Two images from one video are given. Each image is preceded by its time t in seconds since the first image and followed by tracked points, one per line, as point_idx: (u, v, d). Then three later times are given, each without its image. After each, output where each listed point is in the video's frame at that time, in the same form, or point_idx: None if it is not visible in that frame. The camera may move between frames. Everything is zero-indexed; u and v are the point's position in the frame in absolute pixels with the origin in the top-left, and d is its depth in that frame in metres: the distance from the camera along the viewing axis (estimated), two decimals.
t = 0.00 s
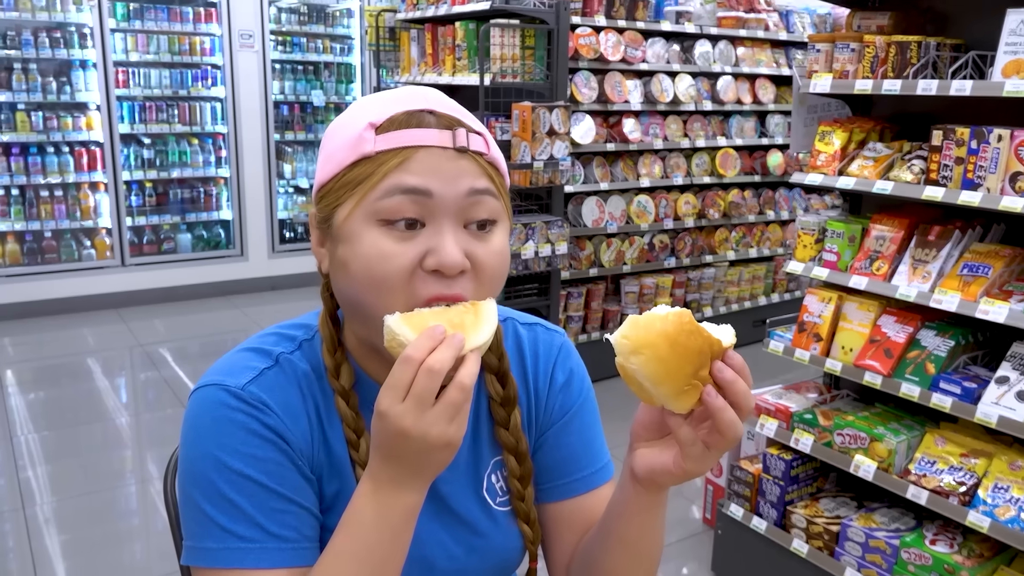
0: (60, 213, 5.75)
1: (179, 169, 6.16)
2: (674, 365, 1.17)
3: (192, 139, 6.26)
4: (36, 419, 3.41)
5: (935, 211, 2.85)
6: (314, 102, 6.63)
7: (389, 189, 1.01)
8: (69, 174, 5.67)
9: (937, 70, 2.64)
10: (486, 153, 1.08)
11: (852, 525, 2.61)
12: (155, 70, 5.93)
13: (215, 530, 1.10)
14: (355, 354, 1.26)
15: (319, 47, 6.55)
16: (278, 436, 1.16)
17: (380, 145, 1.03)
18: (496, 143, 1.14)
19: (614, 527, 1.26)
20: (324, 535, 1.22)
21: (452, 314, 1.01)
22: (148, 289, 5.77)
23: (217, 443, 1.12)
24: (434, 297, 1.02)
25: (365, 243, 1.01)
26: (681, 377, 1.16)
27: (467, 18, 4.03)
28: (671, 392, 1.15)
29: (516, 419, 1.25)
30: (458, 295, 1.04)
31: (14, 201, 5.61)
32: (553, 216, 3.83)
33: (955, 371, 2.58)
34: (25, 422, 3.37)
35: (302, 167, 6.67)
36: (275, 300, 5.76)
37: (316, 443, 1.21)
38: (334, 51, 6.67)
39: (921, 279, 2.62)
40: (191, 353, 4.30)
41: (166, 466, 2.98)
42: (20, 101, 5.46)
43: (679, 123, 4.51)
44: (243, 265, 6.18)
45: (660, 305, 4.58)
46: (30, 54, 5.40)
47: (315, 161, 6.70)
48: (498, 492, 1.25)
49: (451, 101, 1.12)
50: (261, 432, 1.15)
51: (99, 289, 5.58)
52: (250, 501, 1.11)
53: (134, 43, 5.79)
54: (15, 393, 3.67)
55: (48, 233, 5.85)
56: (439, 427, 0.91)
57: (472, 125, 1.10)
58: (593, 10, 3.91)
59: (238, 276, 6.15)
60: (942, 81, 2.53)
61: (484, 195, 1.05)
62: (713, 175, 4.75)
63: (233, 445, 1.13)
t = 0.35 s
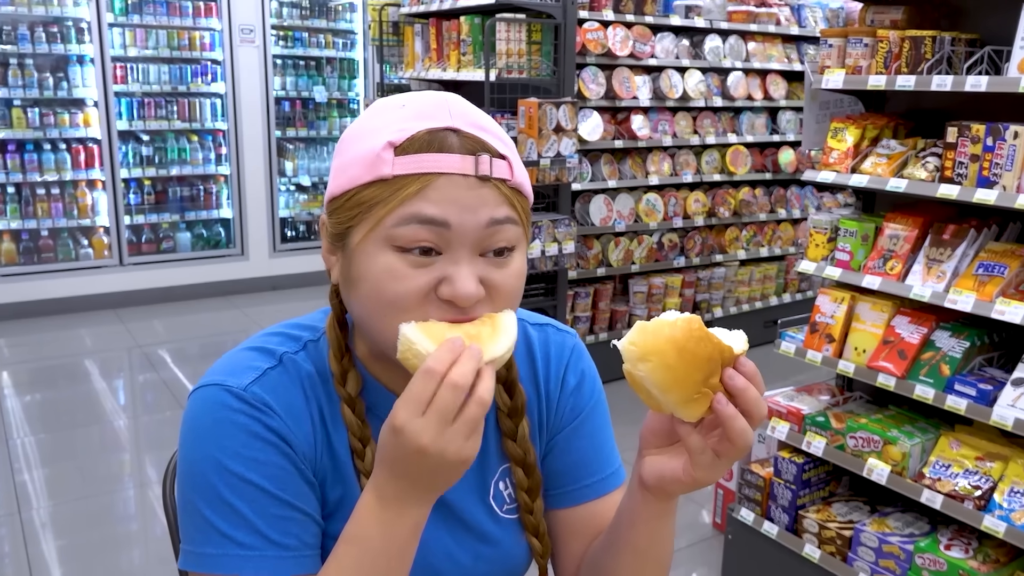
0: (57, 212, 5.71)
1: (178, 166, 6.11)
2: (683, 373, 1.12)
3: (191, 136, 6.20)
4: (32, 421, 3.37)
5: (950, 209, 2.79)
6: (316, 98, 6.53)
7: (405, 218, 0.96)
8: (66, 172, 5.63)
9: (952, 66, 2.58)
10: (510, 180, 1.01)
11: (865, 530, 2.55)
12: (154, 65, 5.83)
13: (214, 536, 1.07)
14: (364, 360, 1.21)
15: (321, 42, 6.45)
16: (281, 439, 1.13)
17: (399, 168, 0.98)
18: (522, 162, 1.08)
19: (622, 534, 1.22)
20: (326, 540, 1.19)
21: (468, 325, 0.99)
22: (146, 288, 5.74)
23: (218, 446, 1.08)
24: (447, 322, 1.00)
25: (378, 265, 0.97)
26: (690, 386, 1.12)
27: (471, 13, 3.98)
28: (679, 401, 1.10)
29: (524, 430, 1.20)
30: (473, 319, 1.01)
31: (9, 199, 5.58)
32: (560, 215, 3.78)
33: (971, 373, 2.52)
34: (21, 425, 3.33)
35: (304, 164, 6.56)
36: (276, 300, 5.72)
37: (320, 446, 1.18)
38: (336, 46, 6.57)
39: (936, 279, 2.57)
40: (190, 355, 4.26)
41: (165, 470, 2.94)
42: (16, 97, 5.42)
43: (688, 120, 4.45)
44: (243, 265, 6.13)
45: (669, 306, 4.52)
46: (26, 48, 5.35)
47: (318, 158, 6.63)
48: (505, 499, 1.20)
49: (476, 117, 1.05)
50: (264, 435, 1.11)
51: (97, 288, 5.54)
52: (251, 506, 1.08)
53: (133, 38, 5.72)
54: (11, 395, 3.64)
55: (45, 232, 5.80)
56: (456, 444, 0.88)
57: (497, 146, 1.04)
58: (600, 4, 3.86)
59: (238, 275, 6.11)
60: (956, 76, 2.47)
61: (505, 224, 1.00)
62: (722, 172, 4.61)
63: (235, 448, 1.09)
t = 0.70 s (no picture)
0: (53, 210, 5.66)
1: (177, 163, 6.06)
2: (721, 375, 1.13)
3: (191, 133, 6.16)
4: (28, 424, 3.34)
5: (963, 207, 2.74)
6: (317, 94, 6.46)
7: (399, 201, 0.94)
8: (63, 169, 5.59)
9: (965, 62, 2.53)
10: (505, 162, 0.99)
11: (876, 534, 2.50)
12: (153, 61, 5.81)
13: (214, 543, 1.05)
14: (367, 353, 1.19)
15: (322, 37, 6.38)
16: (281, 444, 1.10)
17: (393, 151, 0.96)
18: (520, 148, 1.05)
19: (639, 537, 1.21)
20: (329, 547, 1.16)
21: (545, 424, 1.00)
22: (145, 288, 5.69)
23: (217, 452, 1.06)
24: (447, 315, 0.95)
25: (375, 252, 0.95)
26: (727, 389, 1.12)
27: (476, 7, 3.92)
28: (717, 403, 1.11)
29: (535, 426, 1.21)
30: (473, 313, 0.95)
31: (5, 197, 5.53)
32: (566, 213, 3.74)
33: (985, 374, 2.47)
34: (17, 427, 3.30)
35: (305, 161, 6.51)
36: (278, 300, 5.68)
37: (323, 451, 1.14)
38: (338, 41, 6.50)
39: (949, 279, 2.52)
40: (189, 356, 4.23)
41: (164, 473, 2.91)
42: (12, 94, 5.37)
43: (697, 116, 4.42)
44: (244, 264, 6.08)
45: (677, 306, 4.48)
46: (22, 44, 5.30)
47: (319, 155, 6.58)
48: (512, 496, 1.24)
49: (472, 101, 1.03)
50: (263, 440, 1.08)
51: (95, 288, 5.50)
52: (250, 514, 1.06)
53: (131, 33, 5.66)
54: (7, 397, 3.61)
55: (41, 230, 5.74)
56: (494, 555, 0.92)
57: (493, 129, 1.01)
58: None
59: (238, 275, 6.06)
60: (970, 72, 2.42)
61: (501, 207, 0.98)
62: (732, 170, 4.57)
63: (233, 454, 1.06)
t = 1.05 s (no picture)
0: (50, 209, 5.60)
1: (176, 161, 6.00)
2: (730, 373, 1.10)
3: (189, 130, 6.09)
4: (25, 427, 3.31)
5: (978, 205, 2.68)
6: (319, 91, 6.39)
7: (400, 193, 0.91)
8: (60, 167, 5.53)
9: (981, 57, 2.47)
10: (509, 155, 0.96)
11: (889, 539, 2.45)
12: (152, 57, 5.75)
13: (214, 549, 1.02)
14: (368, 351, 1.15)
15: (324, 32, 6.34)
16: (282, 448, 1.05)
17: (394, 143, 0.93)
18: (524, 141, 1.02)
19: (647, 540, 1.17)
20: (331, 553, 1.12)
21: (547, 425, 0.96)
22: (144, 289, 5.64)
23: (215, 456, 1.02)
24: (450, 311, 0.91)
25: (376, 244, 0.92)
26: (736, 389, 1.09)
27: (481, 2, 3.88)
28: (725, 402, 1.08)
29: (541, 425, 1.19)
30: (475, 309, 0.92)
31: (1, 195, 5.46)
32: (573, 212, 3.69)
33: (1000, 376, 2.42)
34: (14, 430, 3.27)
35: (307, 159, 6.48)
36: (281, 300, 5.64)
37: (325, 455, 1.10)
38: (341, 37, 6.47)
39: (963, 279, 2.47)
40: (189, 357, 4.20)
41: (163, 477, 2.87)
42: (8, 90, 5.30)
43: (707, 113, 4.37)
44: (245, 264, 6.01)
45: (686, 306, 4.43)
46: (18, 39, 5.24)
47: (321, 152, 6.52)
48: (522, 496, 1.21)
49: (475, 93, 1.00)
50: (262, 443, 1.04)
51: (93, 288, 5.45)
52: (249, 518, 1.02)
53: (129, 28, 5.60)
54: (4, 400, 3.58)
55: (38, 230, 5.66)
56: (494, 559, 0.88)
57: (497, 122, 0.99)
58: None
59: (239, 275, 5.99)
60: (985, 67, 2.37)
61: (504, 200, 0.95)
62: (742, 168, 4.54)
63: (232, 457, 1.02)
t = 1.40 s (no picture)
0: (47, 207, 5.53)
1: (175, 159, 5.92)
2: (737, 371, 1.06)
3: (189, 127, 6.01)
4: (22, 430, 3.28)
5: (992, 204, 2.63)
6: (321, 87, 6.31)
7: (402, 188, 0.88)
8: (57, 165, 5.45)
9: (994, 53, 2.42)
10: (512, 150, 0.92)
11: (901, 543, 2.40)
12: (150, 53, 5.64)
13: (213, 553, 0.99)
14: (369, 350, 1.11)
15: (326, 28, 6.27)
16: (282, 451, 1.02)
17: (396, 138, 0.90)
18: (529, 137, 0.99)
19: (653, 545, 1.13)
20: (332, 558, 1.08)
21: (552, 424, 0.92)
22: (143, 289, 5.57)
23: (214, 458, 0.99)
24: (452, 310, 0.88)
25: (376, 241, 0.89)
26: (741, 390, 1.05)
27: None
28: (731, 403, 1.04)
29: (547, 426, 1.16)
30: (477, 308, 0.88)
31: None
32: (579, 210, 3.65)
33: (1014, 378, 2.37)
34: (11, 433, 3.25)
35: (308, 157, 6.43)
36: (283, 300, 5.59)
37: (325, 458, 1.06)
38: (343, 32, 6.38)
39: (976, 279, 2.42)
40: (188, 359, 4.17)
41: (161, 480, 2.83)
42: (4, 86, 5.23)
43: (715, 110, 4.31)
44: (245, 263, 5.94)
45: (695, 306, 4.38)
46: (15, 35, 5.15)
47: (323, 150, 6.46)
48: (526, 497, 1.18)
49: (479, 87, 0.96)
50: (262, 446, 1.00)
51: (92, 288, 5.39)
52: (249, 522, 0.99)
53: (128, 23, 5.52)
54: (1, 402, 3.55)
55: (34, 229, 5.59)
56: (498, 560, 0.84)
57: (500, 116, 0.95)
58: None
59: (239, 275, 5.92)
60: (999, 63, 2.32)
61: (507, 196, 0.91)
62: (751, 166, 4.50)
63: (231, 461, 0.99)
